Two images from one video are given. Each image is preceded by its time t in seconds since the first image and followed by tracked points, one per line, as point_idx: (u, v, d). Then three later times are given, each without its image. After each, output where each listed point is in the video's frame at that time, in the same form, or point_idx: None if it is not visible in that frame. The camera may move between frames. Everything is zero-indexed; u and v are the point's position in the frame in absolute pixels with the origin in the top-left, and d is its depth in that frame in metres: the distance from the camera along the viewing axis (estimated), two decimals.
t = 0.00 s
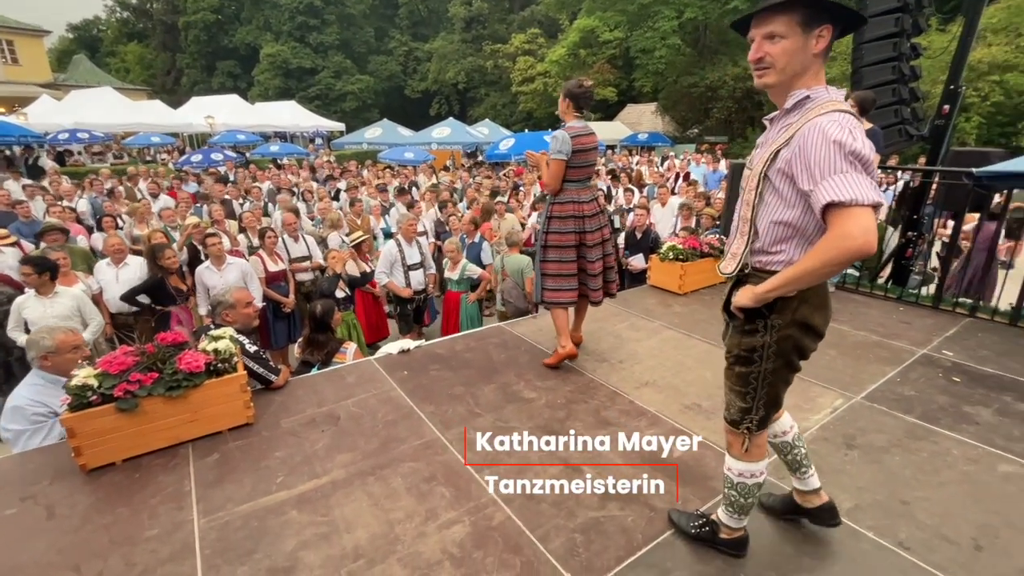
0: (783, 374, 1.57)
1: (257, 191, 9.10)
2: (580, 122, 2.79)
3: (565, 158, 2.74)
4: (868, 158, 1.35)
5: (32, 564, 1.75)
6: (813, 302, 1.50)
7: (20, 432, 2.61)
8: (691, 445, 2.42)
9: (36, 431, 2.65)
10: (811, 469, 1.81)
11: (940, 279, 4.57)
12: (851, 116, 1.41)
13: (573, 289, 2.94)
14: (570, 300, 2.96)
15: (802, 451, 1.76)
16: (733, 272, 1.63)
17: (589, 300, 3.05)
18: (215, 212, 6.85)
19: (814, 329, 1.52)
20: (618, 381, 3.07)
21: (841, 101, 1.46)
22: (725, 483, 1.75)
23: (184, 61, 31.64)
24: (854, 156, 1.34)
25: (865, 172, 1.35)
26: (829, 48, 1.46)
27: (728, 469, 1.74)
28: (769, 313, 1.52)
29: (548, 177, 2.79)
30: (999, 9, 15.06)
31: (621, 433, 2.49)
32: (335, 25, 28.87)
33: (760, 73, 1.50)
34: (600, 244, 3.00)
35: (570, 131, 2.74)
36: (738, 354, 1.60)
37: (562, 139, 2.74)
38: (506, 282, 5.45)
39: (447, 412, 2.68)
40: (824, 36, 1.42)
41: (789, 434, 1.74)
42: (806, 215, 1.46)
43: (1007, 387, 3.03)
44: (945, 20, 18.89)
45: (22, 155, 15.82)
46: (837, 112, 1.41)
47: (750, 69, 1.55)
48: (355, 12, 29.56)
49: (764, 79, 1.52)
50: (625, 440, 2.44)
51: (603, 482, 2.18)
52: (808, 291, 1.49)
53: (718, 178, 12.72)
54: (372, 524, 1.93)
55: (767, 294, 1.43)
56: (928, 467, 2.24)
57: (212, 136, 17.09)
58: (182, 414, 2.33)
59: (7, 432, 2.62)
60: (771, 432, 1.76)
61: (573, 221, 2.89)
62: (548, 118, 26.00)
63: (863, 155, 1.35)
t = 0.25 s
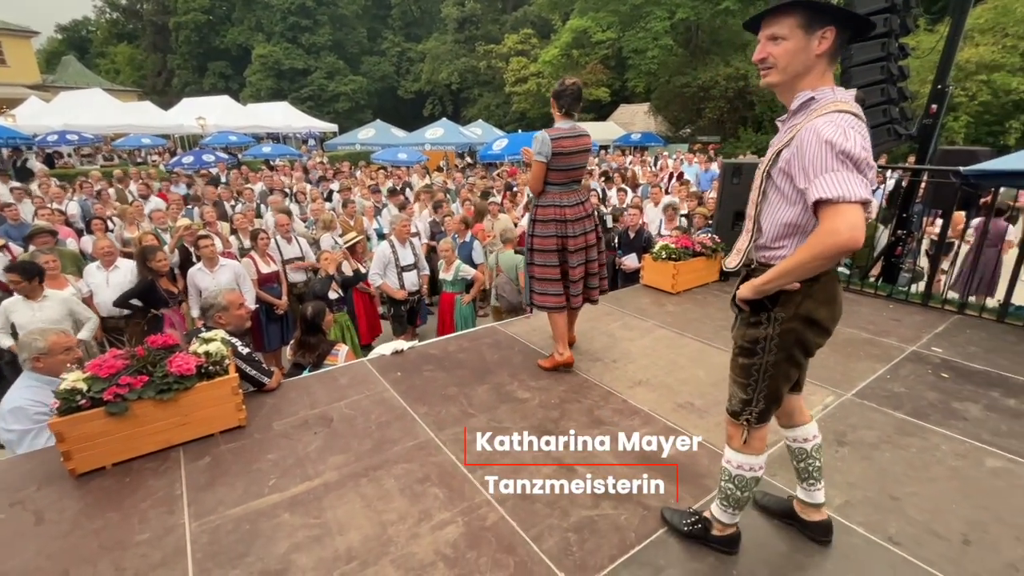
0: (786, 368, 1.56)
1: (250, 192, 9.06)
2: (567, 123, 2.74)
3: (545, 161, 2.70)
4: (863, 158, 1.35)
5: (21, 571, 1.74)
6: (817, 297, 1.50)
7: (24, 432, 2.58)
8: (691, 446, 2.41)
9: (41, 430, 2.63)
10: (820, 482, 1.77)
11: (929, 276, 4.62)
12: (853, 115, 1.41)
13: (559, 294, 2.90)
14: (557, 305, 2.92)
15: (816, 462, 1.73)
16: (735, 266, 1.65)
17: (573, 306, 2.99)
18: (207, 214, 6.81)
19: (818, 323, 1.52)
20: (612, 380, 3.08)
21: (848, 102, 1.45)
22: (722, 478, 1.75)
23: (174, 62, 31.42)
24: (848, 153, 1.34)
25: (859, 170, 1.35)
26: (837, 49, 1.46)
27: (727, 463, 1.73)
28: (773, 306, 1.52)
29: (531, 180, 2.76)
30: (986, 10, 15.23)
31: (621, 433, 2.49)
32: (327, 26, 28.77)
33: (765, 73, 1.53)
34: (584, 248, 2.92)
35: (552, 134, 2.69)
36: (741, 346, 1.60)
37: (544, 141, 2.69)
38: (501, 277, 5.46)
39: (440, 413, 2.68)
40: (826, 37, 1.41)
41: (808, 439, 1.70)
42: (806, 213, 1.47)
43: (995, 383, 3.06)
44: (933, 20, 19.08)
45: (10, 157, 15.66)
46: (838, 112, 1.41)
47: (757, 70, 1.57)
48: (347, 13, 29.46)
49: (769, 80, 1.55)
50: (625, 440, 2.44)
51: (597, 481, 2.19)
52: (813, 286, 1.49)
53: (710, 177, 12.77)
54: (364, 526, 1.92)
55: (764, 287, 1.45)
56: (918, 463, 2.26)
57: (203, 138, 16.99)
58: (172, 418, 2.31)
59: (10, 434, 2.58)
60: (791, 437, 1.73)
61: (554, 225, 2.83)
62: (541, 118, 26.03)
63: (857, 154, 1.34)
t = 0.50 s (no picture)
0: (796, 367, 1.55)
1: (243, 195, 9.03)
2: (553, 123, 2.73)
3: (530, 162, 2.72)
4: (869, 157, 1.35)
5: None
6: (830, 297, 1.49)
7: (28, 434, 2.55)
8: (692, 446, 2.42)
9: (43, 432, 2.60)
10: (822, 482, 1.77)
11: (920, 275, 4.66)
12: (862, 116, 1.41)
13: (550, 298, 2.91)
14: (548, 309, 2.94)
15: (825, 463, 1.72)
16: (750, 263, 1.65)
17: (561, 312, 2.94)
18: (200, 217, 6.77)
19: (831, 323, 1.51)
20: (607, 380, 3.08)
21: (860, 103, 1.45)
22: (721, 473, 1.75)
23: (167, 64, 31.27)
24: (850, 152, 1.35)
25: (863, 169, 1.36)
26: (848, 52, 1.47)
27: (727, 457, 1.73)
28: (785, 304, 1.53)
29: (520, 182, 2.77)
30: (975, 11, 15.39)
31: (621, 433, 2.50)
32: (321, 28, 28.72)
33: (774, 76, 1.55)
34: (572, 253, 2.89)
35: (535, 135, 2.68)
36: (752, 342, 1.61)
37: (528, 143, 2.70)
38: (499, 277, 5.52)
39: (435, 414, 2.68)
40: (833, 40, 1.43)
41: (823, 441, 1.69)
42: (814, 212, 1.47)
43: (987, 380, 3.09)
44: (922, 22, 19.29)
45: None
46: (846, 113, 1.42)
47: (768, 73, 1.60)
48: (341, 15, 29.41)
49: (781, 83, 1.57)
50: (625, 440, 2.45)
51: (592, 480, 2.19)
52: (825, 285, 1.49)
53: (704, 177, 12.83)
54: (360, 528, 1.92)
55: (772, 285, 1.47)
56: (911, 460, 2.28)
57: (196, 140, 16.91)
58: (165, 422, 2.30)
59: (12, 439, 2.54)
60: (806, 436, 1.71)
61: (541, 228, 2.83)
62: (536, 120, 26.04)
63: (861, 152, 1.35)
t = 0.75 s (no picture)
0: (796, 372, 1.55)
1: (236, 201, 8.98)
2: (541, 128, 2.74)
3: (520, 170, 2.74)
4: (872, 163, 1.36)
5: None
6: (837, 305, 1.50)
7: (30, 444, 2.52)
8: (691, 446, 2.45)
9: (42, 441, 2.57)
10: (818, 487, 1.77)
11: (911, 277, 4.71)
12: (869, 124, 1.42)
13: (536, 310, 2.91)
14: (535, 321, 2.93)
15: (825, 467, 1.71)
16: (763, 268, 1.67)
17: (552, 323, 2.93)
18: (193, 223, 6.75)
19: (836, 332, 1.51)
20: (602, 385, 3.08)
21: (866, 111, 1.45)
22: (715, 472, 1.72)
23: (160, 70, 31.18)
24: (855, 157, 1.35)
25: (869, 175, 1.36)
26: (853, 61, 1.47)
27: (718, 455, 1.72)
28: (793, 310, 1.53)
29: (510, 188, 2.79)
30: (962, 15, 15.60)
31: (621, 433, 2.53)
32: (315, 34, 28.73)
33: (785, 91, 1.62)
34: (566, 262, 2.86)
35: (521, 142, 2.68)
36: (754, 343, 1.61)
37: (514, 149, 2.70)
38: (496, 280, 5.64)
39: (430, 420, 2.67)
40: (822, 54, 1.47)
41: (827, 445, 1.68)
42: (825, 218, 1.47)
43: (979, 381, 3.11)
44: (910, 27, 19.54)
45: None
46: (853, 121, 1.42)
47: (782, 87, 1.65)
48: (335, 20, 29.41)
49: (791, 96, 1.63)
50: (625, 440, 2.48)
51: (587, 484, 2.19)
52: (834, 293, 1.50)
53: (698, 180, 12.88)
54: (354, 537, 1.90)
55: (779, 288, 1.48)
56: (905, 462, 2.29)
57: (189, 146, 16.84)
58: (156, 431, 2.28)
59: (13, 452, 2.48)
60: (809, 440, 1.71)
61: (531, 236, 2.83)
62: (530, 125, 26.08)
63: (867, 158, 1.35)
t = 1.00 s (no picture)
0: (787, 376, 1.55)
1: (232, 208, 8.97)
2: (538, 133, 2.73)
3: (514, 178, 2.73)
4: (852, 173, 1.34)
5: None
6: (827, 311, 1.51)
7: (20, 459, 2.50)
8: (691, 445, 2.50)
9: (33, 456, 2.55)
10: (816, 492, 1.77)
11: (906, 281, 4.73)
12: (859, 133, 1.40)
13: (523, 320, 2.92)
14: (521, 332, 2.94)
15: (824, 473, 1.71)
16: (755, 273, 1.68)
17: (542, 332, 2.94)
18: (188, 231, 6.74)
19: (827, 337, 1.52)
20: (599, 391, 3.07)
21: (860, 121, 1.42)
22: (712, 479, 1.71)
23: (155, 77, 31.17)
24: (834, 166, 1.35)
25: (848, 184, 1.35)
26: (851, 70, 1.42)
27: (716, 461, 1.71)
28: (784, 314, 1.53)
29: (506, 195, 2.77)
30: (951, 21, 15.76)
31: (621, 434, 2.59)
32: (311, 41, 28.78)
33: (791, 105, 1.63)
34: (563, 270, 2.86)
35: (516, 148, 2.67)
36: (745, 346, 1.61)
37: (509, 156, 2.69)
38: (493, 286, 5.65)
39: (427, 429, 2.65)
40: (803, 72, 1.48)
41: (825, 451, 1.68)
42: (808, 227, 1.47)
43: (974, 385, 3.12)
44: (901, 32, 19.74)
45: None
46: (841, 130, 1.41)
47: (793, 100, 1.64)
48: (331, 27, 29.47)
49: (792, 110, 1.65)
50: (625, 441, 2.53)
51: (584, 491, 2.19)
52: (824, 299, 1.50)
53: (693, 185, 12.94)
54: (350, 547, 1.89)
55: (764, 293, 1.49)
56: (901, 466, 2.29)
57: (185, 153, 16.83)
58: (151, 441, 2.26)
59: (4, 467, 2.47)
60: (808, 446, 1.70)
61: (526, 244, 2.83)
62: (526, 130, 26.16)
63: (847, 168, 1.34)
